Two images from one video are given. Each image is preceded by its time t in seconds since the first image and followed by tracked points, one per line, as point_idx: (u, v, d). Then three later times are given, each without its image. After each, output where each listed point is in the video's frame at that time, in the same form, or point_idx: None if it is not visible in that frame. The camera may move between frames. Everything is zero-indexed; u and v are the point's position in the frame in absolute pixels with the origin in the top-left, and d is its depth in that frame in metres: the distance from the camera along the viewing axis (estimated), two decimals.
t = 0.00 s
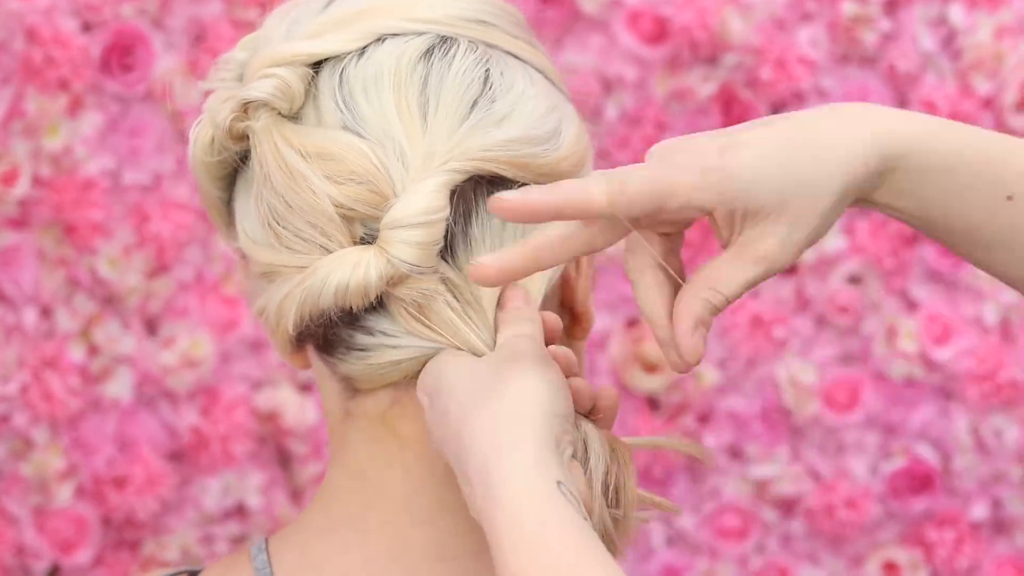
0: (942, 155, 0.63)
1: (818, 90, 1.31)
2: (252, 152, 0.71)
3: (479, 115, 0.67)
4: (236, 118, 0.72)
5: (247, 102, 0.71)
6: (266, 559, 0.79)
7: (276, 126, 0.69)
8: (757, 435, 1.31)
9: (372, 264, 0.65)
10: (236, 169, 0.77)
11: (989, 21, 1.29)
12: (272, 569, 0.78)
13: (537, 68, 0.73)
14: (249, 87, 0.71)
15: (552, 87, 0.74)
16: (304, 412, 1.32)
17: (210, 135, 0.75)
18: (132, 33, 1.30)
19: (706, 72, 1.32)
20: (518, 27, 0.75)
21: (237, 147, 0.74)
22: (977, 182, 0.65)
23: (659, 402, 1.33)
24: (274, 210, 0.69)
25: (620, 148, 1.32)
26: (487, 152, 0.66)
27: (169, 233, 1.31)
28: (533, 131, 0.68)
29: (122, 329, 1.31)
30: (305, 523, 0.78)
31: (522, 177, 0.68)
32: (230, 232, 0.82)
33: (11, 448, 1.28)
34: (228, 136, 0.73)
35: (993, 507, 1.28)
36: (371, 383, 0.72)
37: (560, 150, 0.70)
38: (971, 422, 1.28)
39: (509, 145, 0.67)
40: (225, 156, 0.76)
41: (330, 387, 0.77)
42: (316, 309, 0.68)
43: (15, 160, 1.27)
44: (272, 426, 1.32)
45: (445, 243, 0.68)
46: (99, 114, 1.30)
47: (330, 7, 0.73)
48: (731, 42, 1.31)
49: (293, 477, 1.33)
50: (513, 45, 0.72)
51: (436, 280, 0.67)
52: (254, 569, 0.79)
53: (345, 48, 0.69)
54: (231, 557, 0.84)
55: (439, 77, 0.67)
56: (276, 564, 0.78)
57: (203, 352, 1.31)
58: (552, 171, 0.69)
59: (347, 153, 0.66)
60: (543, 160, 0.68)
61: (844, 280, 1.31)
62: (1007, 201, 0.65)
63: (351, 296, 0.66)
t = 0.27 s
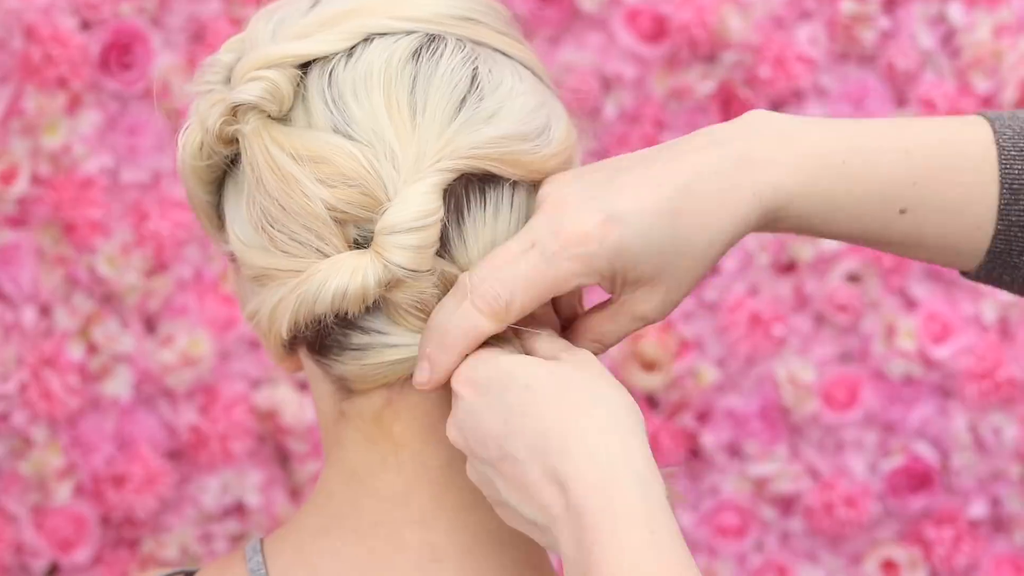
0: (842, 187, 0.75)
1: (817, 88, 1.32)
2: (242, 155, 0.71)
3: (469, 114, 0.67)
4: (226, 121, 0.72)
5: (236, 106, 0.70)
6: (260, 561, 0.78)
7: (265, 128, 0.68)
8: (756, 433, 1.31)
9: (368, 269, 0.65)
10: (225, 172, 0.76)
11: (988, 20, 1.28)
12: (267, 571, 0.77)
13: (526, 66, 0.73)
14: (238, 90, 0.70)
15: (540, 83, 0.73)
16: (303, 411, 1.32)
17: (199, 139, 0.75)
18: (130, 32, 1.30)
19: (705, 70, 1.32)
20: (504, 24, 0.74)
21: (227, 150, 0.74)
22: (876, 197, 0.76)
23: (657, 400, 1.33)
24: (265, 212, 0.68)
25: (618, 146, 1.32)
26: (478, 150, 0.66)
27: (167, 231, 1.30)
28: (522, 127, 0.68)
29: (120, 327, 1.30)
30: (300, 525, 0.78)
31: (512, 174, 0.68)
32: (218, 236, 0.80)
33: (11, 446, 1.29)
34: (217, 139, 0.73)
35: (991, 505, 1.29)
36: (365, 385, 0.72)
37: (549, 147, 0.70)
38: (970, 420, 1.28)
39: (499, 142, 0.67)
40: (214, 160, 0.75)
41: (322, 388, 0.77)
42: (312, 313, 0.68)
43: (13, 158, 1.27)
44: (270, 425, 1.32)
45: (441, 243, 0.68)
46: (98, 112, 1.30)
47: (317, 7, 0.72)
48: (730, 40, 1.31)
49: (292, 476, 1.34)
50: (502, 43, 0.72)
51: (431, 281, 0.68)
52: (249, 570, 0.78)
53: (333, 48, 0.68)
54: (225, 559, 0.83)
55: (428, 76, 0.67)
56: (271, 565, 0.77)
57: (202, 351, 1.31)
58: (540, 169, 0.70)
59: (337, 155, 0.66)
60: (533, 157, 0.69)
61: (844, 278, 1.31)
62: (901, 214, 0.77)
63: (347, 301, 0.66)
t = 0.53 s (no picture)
0: (828, 231, 0.77)
1: (815, 86, 1.32)
2: (240, 157, 0.70)
3: (463, 112, 0.67)
4: (223, 124, 0.71)
5: (233, 107, 0.70)
6: (257, 557, 0.78)
7: (262, 130, 0.68)
8: (755, 432, 1.31)
9: (372, 270, 0.65)
10: (222, 173, 0.75)
11: (987, 19, 1.28)
12: (263, 567, 0.77)
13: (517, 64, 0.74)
14: (234, 92, 0.70)
15: (531, 81, 0.74)
16: (302, 410, 1.32)
17: (195, 141, 0.74)
18: (128, 30, 1.30)
19: (703, 69, 1.33)
20: (495, 24, 0.75)
21: (224, 152, 0.73)
22: (862, 239, 0.77)
23: (656, 399, 1.32)
24: (266, 214, 0.68)
25: (617, 145, 1.32)
26: (472, 147, 0.66)
27: (166, 230, 1.30)
28: (515, 123, 0.68)
29: (119, 326, 1.30)
30: (296, 522, 0.78)
31: (508, 170, 0.68)
32: (216, 237, 0.81)
33: (9, 445, 1.29)
34: (214, 141, 0.72)
35: (991, 503, 1.29)
36: (364, 381, 0.72)
37: (542, 143, 0.70)
38: (969, 419, 1.28)
39: (492, 138, 0.67)
40: (211, 162, 0.74)
41: (317, 388, 0.78)
42: (313, 314, 0.68)
43: (12, 157, 1.27)
44: (269, 424, 1.32)
45: (441, 239, 0.68)
46: (97, 111, 1.30)
47: (310, 8, 0.73)
48: (728, 39, 1.31)
49: (291, 474, 1.34)
50: (493, 42, 0.72)
51: (434, 280, 0.67)
52: (246, 567, 0.78)
53: (328, 49, 0.68)
54: (220, 558, 0.83)
55: (421, 75, 0.67)
56: (267, 562, 0.78)
57: (201, 350, 1.31)
58: (534, 165, 0.70)
59: (335, 157, 0.66)
60: (526, 152, 0.68)
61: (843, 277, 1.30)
62: (886, 254, 0.78)
63: (351, 303, 0.66)
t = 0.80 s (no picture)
0: (821, 216, 0.81)
1: (814, 85, 1.32)
2: (248, 152, 0.70)
3: (468, 101, 0.68)
4: (231, 119, 0.71)
5: (241, 102, 0.70)
6: (257, 552, 0.80)
7: (271, 124, 0.68)
8: (754, 431, 1.31)
9: (388, 255, 0.64)
10: (230, 170, 0.75)
11: (986, 18, 1.28)
12: (264, 561, 0.79)
13: (515, 59, 0.75)
14: (242, 87, 0.70)
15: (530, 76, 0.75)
16: (301, 409, 1.32)
17: (203, 138, 0.73)
18: (127, 29, 1.30)
19: (703, 68, 1.32)
20: (493, 20, 0.76)
21: (232, 148, 0.72)
22: (855, 225, 0.81)
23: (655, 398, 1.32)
24: (279, 204, 0.67)
25: (616, 144, 1.32)
26: (478, 134, 0.67)
27: (165, 229, 1.30)
28: (518, 113, 0.70)
29: (118, 325, 1.30)
30: (296, 516, 0.79)
31: (514, 158, 0.70)
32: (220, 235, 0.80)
33: (8, 444, 1.29)
34: (223, 137, 0.71)
35: (990, 502, 1.29)
36: (370, 372, 0.72)
37: (545, 133, 0.72)
38: (968, 418, 1.28)
39: (497, 126, 0.68)
40: (219, 158, 0.74)
41: (318, 382, 0.77)
42: (329, 303, 0.67)
43: (10, 156, 1.27)
44: (268, 423, 1.32)
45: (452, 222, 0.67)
46: (96, 110, 1.30)
47: (312, 6, 0.74)
48: (727, 38, 1.31)
49: (290, 473, 1.34)
50: (492, 37, 0.73)
51: (448, 264, 0.67)
52: (246, 561, 0.80)
53: (332, 43, 0.69)
54: (221, 551, 0.85)
55: (426, 66, 0.68)
56: (267, 557, 0.78)
57: (200, 349, 1.31)
58: (538, 153, 0.71)
59: (346, 146, 0.66)
60: (529, 140, 0.70)
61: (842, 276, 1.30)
62: (879, 240, 0.82)
63: (367, 291, 0.65)
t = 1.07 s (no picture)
0: (821, 208, 0.79)
1: (813, 85, 1.32)
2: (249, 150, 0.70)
3: (468, 101, 0.68)
4: (233, 117, 0.71)
5: (243, 100, 0.70)
6: (258, 550, 0.79)
7: (272, 122, 0.69)
8: (753, 430, 1.31)
9: (384, 254, 0.65)
10: (232, 168, 0.75)
11: (984, 17, 1.28)
12: (264, 560, 0.78)
13: (518, 61, 0.75)
14: (244, 85, 0.70)
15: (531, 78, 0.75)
16: (300, 409, 1.32)
17: (205, 135, 0.73)
18: (126, 29, 1.30)
19: (702, 67, 1.32)
20: (495, 21, 0.76)
21: (234, 146, 0.73)
22: (857, 217, 0.79)
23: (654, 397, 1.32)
24: (279, 202, 0.68)
25: (615, 144, 1.32)
26: (478, 134, 0.67)
27: (164, 229, 1.30)
28: (519, 114, 0.69)
29: (117, 325, 1.30)
30: (296, 514, 0.78)
31: (512, 159, 0.69)
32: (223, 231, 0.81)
33: (8, 444, 1.29)
34: (224, 135, 0.72)
35: (988, 502, 1.29)
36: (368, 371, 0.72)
37: (546, 133, 0.71)
38: (966, 417, 1.28)
39: (497, 126, 0.68)
40: (222, 155, 0.74)
41: (318, 380, 0.78)
42: (326, 301, 0.68)
43: (9, 155, 1.27)
44: (267, 422, 1.32)
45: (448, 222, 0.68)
46: (95, 110, 1.30)
47: (316, 5, 0.74)
48: (725, 38, 1.31)
49: (289, 473, 1.34)
50: (494, 38, 0.73)
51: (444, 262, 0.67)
52: (246, 559, 0.79)
53: (334, 43, 0.69)
54: (219, 552, 0.84)
55: (427, 67, 0.68)
56: (268, 556, 0.78)
57: (199, 348, 1.31)
58: (537, 155, 0.70)
59: (345, 145, 0.66)
60: (530, 141, 0.69)
61: (841, 276, 1.30)
62: (878, 231, 0.80)
63: (363, 289, 0.66)
